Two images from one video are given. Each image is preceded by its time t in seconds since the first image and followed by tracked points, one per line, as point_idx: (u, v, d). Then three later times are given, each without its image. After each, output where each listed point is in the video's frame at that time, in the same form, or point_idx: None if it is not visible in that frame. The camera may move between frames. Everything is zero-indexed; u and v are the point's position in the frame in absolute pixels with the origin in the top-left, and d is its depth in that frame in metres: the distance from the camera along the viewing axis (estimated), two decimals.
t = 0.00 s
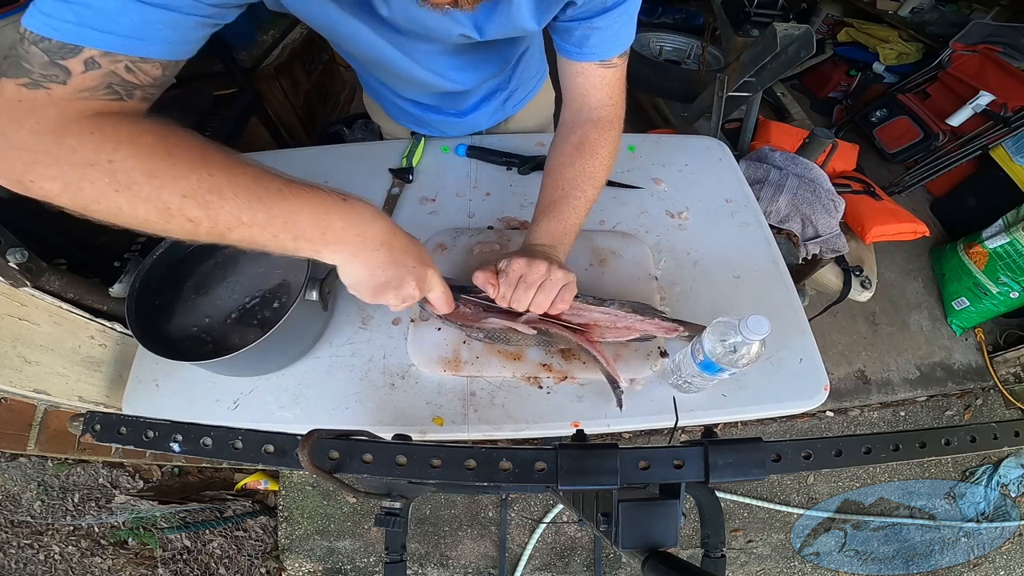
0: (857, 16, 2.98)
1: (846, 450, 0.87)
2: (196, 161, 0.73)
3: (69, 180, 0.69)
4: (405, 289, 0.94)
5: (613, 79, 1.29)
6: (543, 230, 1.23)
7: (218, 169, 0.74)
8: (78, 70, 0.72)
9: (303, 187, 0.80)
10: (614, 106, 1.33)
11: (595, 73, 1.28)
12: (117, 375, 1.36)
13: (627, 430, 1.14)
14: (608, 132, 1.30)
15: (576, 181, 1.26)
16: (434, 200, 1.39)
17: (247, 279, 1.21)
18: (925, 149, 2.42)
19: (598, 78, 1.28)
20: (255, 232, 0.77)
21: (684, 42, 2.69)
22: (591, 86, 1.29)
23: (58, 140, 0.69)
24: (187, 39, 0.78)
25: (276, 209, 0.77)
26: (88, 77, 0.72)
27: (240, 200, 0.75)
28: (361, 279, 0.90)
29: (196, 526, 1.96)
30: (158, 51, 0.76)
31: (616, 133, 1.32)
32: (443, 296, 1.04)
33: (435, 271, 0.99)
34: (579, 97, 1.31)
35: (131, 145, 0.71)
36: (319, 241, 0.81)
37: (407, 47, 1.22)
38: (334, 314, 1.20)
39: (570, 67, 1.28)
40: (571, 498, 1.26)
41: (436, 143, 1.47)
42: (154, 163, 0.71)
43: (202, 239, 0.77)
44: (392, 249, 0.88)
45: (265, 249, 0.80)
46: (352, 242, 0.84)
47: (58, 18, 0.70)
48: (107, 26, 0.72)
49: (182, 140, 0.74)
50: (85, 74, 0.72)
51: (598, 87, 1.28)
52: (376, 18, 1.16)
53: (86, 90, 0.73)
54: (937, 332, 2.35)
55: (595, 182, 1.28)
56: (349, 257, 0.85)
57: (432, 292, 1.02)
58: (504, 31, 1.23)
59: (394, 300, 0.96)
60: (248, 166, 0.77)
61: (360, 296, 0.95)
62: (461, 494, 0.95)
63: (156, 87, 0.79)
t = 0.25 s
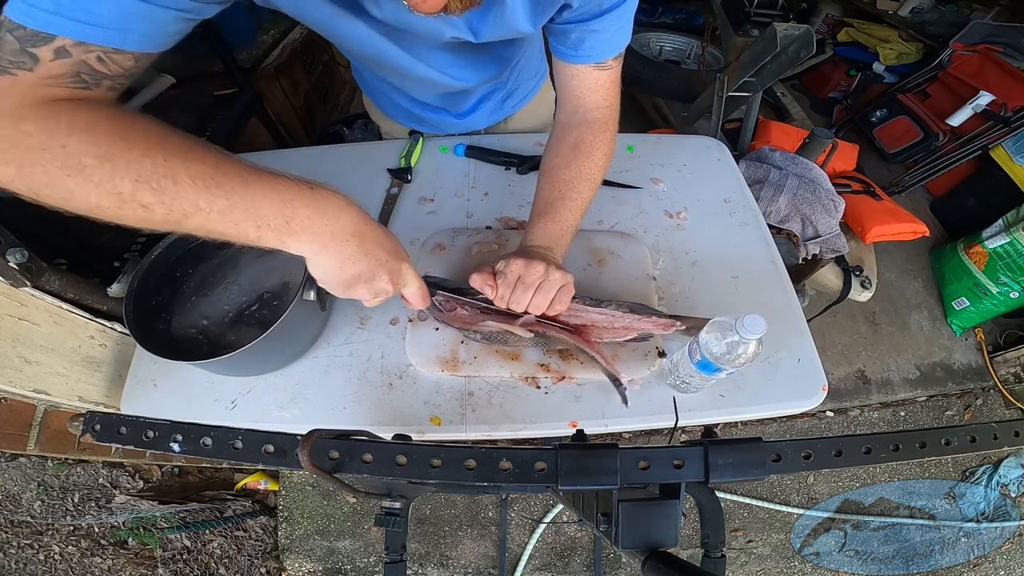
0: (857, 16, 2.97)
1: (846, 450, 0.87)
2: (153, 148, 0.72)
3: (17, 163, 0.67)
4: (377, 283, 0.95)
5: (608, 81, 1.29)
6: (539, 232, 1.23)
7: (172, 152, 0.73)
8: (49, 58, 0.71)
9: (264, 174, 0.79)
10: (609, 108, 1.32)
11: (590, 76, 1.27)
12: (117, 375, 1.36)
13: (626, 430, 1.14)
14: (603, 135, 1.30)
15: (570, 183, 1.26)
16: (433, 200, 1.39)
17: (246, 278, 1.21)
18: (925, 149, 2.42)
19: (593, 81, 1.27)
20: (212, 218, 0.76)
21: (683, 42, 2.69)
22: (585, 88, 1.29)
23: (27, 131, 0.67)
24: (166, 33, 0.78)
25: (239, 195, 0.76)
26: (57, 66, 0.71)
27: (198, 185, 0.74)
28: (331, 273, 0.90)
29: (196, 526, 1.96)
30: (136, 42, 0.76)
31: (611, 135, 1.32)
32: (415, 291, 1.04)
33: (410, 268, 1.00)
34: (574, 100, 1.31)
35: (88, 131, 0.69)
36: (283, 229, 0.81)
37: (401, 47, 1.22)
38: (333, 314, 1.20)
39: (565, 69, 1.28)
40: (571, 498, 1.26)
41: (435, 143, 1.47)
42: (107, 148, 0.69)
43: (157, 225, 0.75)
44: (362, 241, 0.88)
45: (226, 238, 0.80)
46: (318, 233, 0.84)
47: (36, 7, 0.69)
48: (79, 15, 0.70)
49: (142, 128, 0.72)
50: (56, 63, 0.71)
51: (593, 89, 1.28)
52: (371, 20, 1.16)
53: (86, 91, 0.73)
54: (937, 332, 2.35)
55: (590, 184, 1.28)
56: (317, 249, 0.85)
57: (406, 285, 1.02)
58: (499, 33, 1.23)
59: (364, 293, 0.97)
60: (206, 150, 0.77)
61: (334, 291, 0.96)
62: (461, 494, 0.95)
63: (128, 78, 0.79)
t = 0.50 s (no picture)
0: (857, 16, 2.97)
1: (846, 450, 0.87)
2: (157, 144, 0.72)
3: (19, 162, 0.68)
4: (379, 279, 0.96)
5: (609, 78, 1.29)
6: (541, 229, 1.23)
7: (175, 146, 0.73)
8: (46, 54, 0.70)
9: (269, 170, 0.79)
10: (611, 105, 1.32)
11: (592, 73, 1.28)
12: (117, 375, 1.36)
13: (626, 431, 1.14)
14: (605, 132, 1.30)
15: (573, 179, 1.27)
16: (434, 200, 1.39)
17: (247, 277, 1.22)
18: (925, 149, 2.42)
19: (595, 78, 1.28)
20: (217, 215, 0.77)
21: (683, 42, 2.69)
22: (587, 84, 1.29)
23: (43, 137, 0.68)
24: (170, 30, 0.77)
25: (240, 192, 0.76)
26: (56, 61, 0.71)
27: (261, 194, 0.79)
28: (333, 268, 0.91)
29: (196, 526, 1.96)
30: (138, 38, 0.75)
31: (613, 133, 1.32)
32: (416, 287, 1.03)
33: (413, 264, 1.00)
34: (575, 97, 1.31)
35: (94, 127, 0.69)
36: (288, 225, 0.81)
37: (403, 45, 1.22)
38: (334, 314, 1.20)
39: (566, 67, 1.28)
40: (571, 498, 1.26)
41: (436, 143, 1.47)
42: (109, 143, 0.69)
43: (161, 223, 0.77)
44: (366, 238, 0.88)
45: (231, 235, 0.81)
46: (324, 230, 0.84)
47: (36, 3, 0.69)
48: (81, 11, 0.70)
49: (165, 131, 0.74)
50: (53, 59, 0.70)
51: (595, 86, 1.28)
52: (373, 16, 1.17)
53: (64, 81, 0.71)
54: (937, 332, 2.35)
55: (592, 180, 1.28)
56: (320, 246, 0.86)
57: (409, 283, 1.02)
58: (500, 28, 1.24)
59: (368, 291, 0.98)
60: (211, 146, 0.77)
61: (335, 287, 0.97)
62: (461, 494, 0.95)
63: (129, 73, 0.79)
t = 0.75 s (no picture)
0: (857, 16, 2.98)
1: (846, 450, 0.87)
2: (231, 154, 0.74)
3: (94, 173, 0.68)
4: (422, 280, 0.99)
5: (611, 76, 1.30)
6: (545, 228, 1.23)
7: (248, 160, 0.75)
8: (99, 59, 0.68)
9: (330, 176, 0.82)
10: (613, 103, 1.32)
11: (594, 70, 1.28)
12: (117, 375, 1.36)
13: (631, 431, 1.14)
14: (607, 131, 1.30)
15: (575, 178, 1.27)
16: (437, 200, 1.40)
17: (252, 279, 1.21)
18: (926, 149, 2.42)
19: (597, 75, 1.28)
20: (283, 223, 0.79)
21: (683, 42, 2.69)
22: (589, 81, 1.29)
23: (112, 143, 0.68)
24: (207, 25, 0.73)
25: (305, 198, 0.79)
26: (110, 66, 0.69)
27: (272, 190, 0.76)
28: (381, 270, 0.94)
29: (196, 526, 1.96)
30: (179, 35, 0.72)
31: (615, 131, 1.32)
32: (456, 293, 1.07)
33: (451, 267, 1.03)
34: (578, 95, 1.31)
35: (164, 137, 0.70)
36: (346, 229, 0.84)
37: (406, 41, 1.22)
38: (339, 314, 1.20)
39: (568, 64, 1.28)
40: (572, 498, 1.26)
41: (439, 143, 1.47)
42: (185, 155, 0.71)
43: (228, 231, 0.78)
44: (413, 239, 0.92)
45: (292, 241, 0.83)
46: (377, 231, 0.87)
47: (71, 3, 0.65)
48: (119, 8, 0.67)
49: (217, 136, 0.75)
50: (106, 63, 0.68)
51: (597, 83, 1.28)
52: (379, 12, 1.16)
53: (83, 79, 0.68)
54: (937, 332, 2.35)
55: (594, 179, 1.28)
56: (373, 247, 0.89)
57: (446, 287, 1.05)
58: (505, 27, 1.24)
59: (409, 291, 1.01)
60: (277, 158, 0.79)
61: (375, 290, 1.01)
62: (462, 494, 0.95)
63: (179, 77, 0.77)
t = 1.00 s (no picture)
0: (857, 16, 2.97)
1: (846, 450, 0.87)
2: (206, 139, 0.66)
3: (68, 162, 0.62)
4: (414, 275, 0.93)
5: (613, 79, 1.30)
6: (540, 229, 1.23)
7: (225, 147, 0.67)
8: (90, 51, 0.65)
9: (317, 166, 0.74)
10: (613, 105, 1.32)
11: (596, 73, 1.27)
12: (117, 375, 1.36)
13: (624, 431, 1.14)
14: (605, 133, 1.30)
15: (572, 179, 1.27)
16: (432, 200, 1.39)
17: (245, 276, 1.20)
18: (925, 149, 2.42)
19: (599, 78, 1.27)
20: (268, 213, 0.71)
21: (683, 42, 2.69)
22: (590, 84, 1.29)
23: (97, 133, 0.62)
24: (204, 25, 0.72)
25: (294, 190, 0.71)
26: (100, 58, 0.65)
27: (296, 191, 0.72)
28: (375, 264, 0.86)
29: (196, 526, 1.96)
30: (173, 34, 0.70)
31: (613, 133, 1.32)
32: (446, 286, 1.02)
33: (443, 262, 0.99)
34: (578, 96, 1.31)
35: (140, 123, 0.63)
36: (337, 221, 0.76)
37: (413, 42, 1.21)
38: (332, 314, 1.21)
39: (571, 66, 1.28)
40: (571, 498, 1.26)
41: (434, 143, 1.47)
42: (159, 141, 0.63)
43: (212, 223, 0.70)
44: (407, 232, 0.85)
45: (275, 232, 0.75)
46: (368, 223, 0.79)
47: None
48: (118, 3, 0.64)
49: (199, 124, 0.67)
50: (96, 55, 0.65)
51: (598, 87, 1.28)
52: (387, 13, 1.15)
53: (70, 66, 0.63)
54: (937, 332, 2.35)
55: (590, 180, 1.28)
56: (366, 239, 0.81)
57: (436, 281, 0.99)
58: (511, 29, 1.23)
59: (400, 286, 0.95)
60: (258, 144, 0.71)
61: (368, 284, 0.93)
62: (459, 494, 0.95)
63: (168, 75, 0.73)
